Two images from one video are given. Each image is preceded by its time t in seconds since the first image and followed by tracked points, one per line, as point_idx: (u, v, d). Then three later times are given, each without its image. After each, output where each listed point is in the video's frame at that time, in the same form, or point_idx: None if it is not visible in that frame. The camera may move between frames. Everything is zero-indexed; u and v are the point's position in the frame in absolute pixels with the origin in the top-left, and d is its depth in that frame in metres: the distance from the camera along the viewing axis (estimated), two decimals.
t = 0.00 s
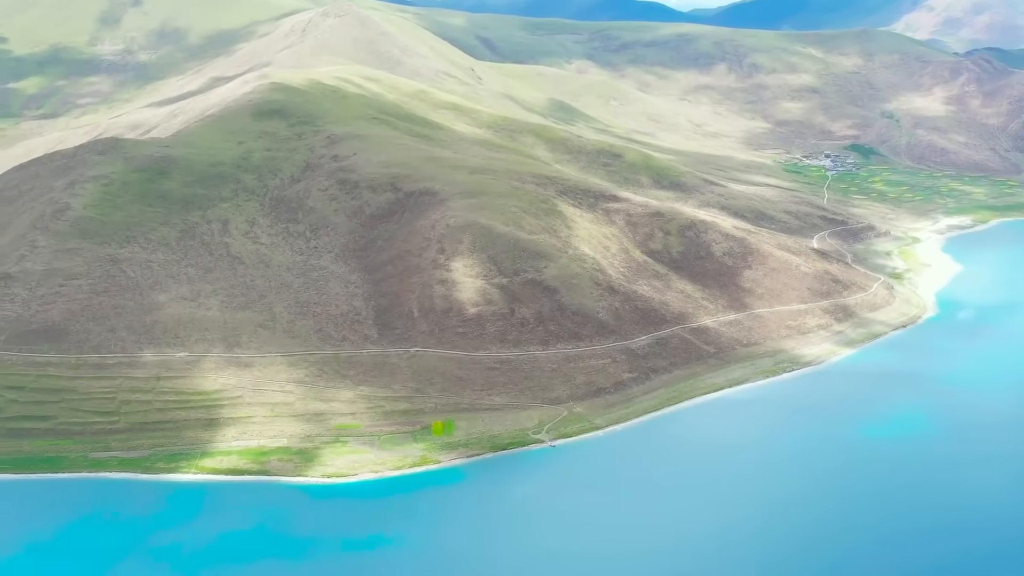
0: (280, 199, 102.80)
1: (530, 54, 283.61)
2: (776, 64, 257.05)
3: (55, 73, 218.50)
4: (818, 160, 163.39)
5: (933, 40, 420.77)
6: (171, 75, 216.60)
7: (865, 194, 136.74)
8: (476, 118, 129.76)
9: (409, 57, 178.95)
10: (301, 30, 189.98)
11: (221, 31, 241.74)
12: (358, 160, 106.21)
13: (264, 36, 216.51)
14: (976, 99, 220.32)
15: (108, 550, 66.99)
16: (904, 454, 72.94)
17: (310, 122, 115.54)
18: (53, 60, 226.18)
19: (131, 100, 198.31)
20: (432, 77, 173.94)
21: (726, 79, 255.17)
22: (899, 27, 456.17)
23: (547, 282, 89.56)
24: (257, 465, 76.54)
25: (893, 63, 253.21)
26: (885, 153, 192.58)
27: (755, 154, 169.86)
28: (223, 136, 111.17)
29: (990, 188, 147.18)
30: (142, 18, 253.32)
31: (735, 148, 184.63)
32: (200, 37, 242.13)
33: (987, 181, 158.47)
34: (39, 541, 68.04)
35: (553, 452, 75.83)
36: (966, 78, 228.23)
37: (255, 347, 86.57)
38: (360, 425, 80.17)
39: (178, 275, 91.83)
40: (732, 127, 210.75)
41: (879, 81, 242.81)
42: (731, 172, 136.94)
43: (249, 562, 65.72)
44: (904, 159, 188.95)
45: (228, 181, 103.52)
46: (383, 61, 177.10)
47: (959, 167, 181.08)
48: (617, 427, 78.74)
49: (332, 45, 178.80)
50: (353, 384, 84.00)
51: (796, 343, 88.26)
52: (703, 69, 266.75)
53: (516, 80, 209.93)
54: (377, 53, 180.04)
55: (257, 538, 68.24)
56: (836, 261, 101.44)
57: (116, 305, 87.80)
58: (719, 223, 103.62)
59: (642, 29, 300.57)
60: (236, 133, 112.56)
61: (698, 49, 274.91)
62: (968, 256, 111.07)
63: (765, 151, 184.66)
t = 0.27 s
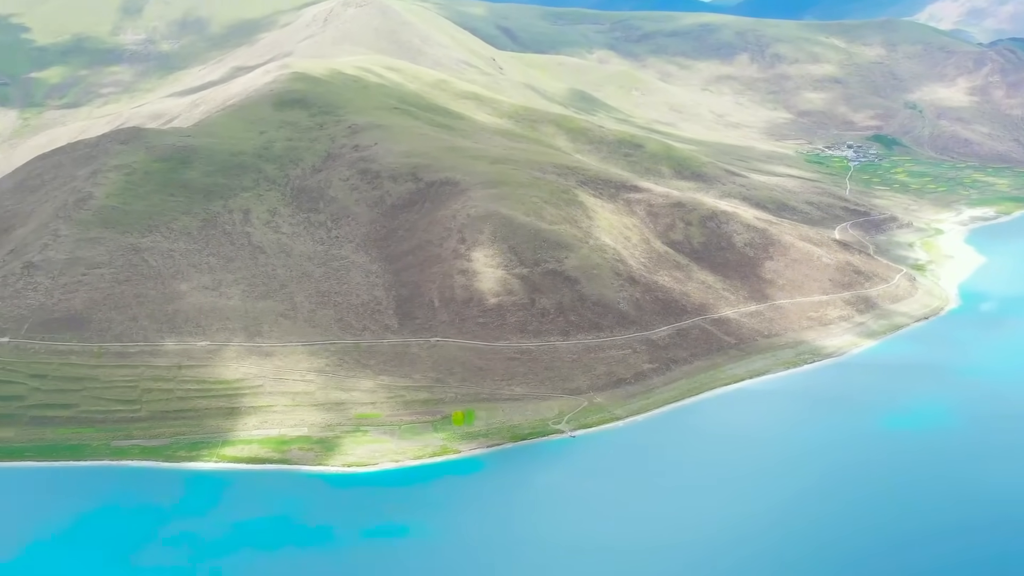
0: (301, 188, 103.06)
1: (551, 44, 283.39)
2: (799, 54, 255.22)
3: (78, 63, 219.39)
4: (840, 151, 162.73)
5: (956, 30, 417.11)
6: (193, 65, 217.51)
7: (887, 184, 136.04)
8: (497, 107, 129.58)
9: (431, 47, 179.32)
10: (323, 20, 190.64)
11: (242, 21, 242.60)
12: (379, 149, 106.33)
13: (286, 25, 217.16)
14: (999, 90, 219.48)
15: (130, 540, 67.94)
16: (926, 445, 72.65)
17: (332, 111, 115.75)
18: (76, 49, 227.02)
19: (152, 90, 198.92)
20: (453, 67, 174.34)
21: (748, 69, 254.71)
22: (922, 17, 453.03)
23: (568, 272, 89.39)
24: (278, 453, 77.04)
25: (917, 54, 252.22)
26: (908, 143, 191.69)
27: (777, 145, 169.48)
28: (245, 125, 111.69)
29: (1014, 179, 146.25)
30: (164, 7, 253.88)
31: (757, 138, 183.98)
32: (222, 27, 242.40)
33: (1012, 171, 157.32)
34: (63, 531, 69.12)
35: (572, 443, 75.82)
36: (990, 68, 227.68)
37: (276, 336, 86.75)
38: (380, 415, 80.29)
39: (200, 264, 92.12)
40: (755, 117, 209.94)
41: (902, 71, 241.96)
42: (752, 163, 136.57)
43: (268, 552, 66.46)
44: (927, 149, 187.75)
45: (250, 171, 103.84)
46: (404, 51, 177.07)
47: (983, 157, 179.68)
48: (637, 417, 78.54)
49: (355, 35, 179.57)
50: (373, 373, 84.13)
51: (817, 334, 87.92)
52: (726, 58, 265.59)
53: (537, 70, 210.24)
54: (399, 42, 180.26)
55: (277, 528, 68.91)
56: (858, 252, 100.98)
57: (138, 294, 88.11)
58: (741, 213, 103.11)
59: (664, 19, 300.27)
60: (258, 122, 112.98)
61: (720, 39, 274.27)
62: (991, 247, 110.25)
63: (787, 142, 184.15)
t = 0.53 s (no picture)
0: (323, 177, 103.40)
1: (573, 33, 282.78)
2: (822, 44, 253.06)
3: (100, 52, 220.17)
4: (863, 141, 161.93)
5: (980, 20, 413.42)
6: (214, 55, 218.11)
7: (910, 175, 135.26)
8: (518, 97, 129.30)
9: (453, 36, 179.65)
10: (344, 10, 191.04)
11: (264, 11, 243.06)
12: (400, 139, 106.50)
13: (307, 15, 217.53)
14: None
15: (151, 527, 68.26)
16: (949, 435, 72.32)
17: (353, 101, 116.17)
18: (99, 39, 227.80)
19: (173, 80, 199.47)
20: (474, 56, 174.61)
21: (770, 59, 253.61)
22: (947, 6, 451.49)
23: (589, 263, 89.30)
24: (299, 442, 77.32)
25: (940, 44, 250.70)
26: (931, 133, 190.65)
27: (799, 135, 169.06)
28: (266, 115, 111.97)
29: None
30: None
31: (779, 129, 183.20)
32: (243, 17, 243.05)
33: None
34: (86, 517, 69.48)
35: (592, 433, 75.72)
36: (1015, 59, 226.25)
37: (298, 326, 86.89)
38: (401, 404, 80.43)
39: (222, 253, 92.39)
40: (778, 108, 209.06)
41: (926, 61, 240.63)
42: (774, 153, 136.17)
43: (289, 539, 66.69)
44: (950, 140, 186.61)
45: (271, 160, 104.14)
46: (425, 40, 176.65)
47: (1007, 148, 178.40)
48: (658, 408, 78.41)
49: (376, 25, 179.99)
50: (394, 363, 84.24)
51: (839, 326, 87.58)
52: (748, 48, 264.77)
53: (559, 60, 210.20)
54: (421, 31, 180.34)
55: (297, 516, 69.20)
56: (880, 243, 100.55)
57: (160, 283, 88.39)
58: (762, 204, 102.78)
59: (687, 8, 299.45)
60: (280, 112, 113.25)
61: (742, 29, 272.98)
62: (1014, 238, 109.52)
63: (810, 132, 183.53)
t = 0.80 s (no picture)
0: (343, 166, 103.21)
1: (593, 23, 281.68)
2: (844, 34, 250.84)
3: (121, 41, 220.49)
4: (884, 130, 160.94)
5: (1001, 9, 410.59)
6: (234, 43, 218.10)
7: (932, 165, 134.37)
8: (538, 86, 129.03)
9: (473, 27, 180.00)
10: None
11: None
12: (420, 129, 106.18)
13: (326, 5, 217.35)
14: None
15: (172, 513, 68.88)
16: (972, 427, 72.04)
17: (373, 91, 115.86)
18: (120, 28, 228.04)
19: (194, 69, 199.75)
20: (494, 46, 174.87)
21: (791, 49, 251.98)
22: None
23: (608, 253, 89.25)
24: (319, 431, 77.63)
25: (962, 33, 249.15)
26: (953, 124, 189.83)
27: (820, 125, 168.39)
28: (286, 104, 112.06)
29: None
30: None
31: (799, 119, 182.25)
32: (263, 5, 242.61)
33: None
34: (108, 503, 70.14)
35: (611, 423, 75.80)
36: None
37: (317, 315, 87.04)
38: (420, 393, 80.54)
39: (242, 242, 92.67)
40: (799, 98, 207.88)
41: (948, 51, 239.16)
42: (795, 143, 135.50)
43: (309, 526, 67.23)
44: (972, 131, 186.30)
45: (292, 149, 104.27)
46: (446, 30, 177.87)
47: None
48: (676, 398, 78.40)
49: (396, 14, 179.89)
50: (413, 352, 84.32)
51: (859, 316, 87.26)
52: (769, 37, 263.18)
53: (579, 50, 209.50)
54: (440, 22, 180.98)
55: (316, 504, 69.75)
56: (902, 234, 100.05)
57: (181, 272, 88.82)
58: (783, 194, 102.30)
59: None
60: (300, 101, 113.35)
61: (763, 19, 271.31)
62: None
63: (831, 122, 182.63)
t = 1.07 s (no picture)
0: (362, 155, 103.49)
1: (612, 12, 280.58)
2: (865, 24, 248.78)
3: (140, 30, 220.83)
4: (905, 121, 159.91)
5: None
6: (253, 32, 218.18)
7: (953, 156, 133.56)
8: (557, 76, 128.79)
9: (492, 16, 179.94)
10: None
11: None
12: (440, 118, 105.92)
13: None
14: None
15: (191, 500, 69.23)
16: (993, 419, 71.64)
17: (392, 80, 115.87)
18: (140, 17, 228.30)
19: (213, 58, 199.27)
20: (514, 35, 174.87)
21: (811, 39, 250.25)
22: None
23: (627, 243, 88.96)
24: (337, 420, 77.88)
25: (985, 24, 247.14)
26: (974, 114, 188.86)
27: (840, 115, 167.62)
28: (305, 94, 112.15)
29: None
30: None
31: (819, 109, 181.31)
32: None
33: None
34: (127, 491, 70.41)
35: (629, 414, 75.72)
36: None
37: (336, 304, 87.17)
38: (438, 382, 80.69)
39: (262, 231, 92.91)
40: (819, 87, 206.40)
41: (970, 41, 237.30)
42: (814, 133, 134.96)
43: (327, 514, 67.70)
44: (994, 121, 185.78)
45: (311, 138, 104.40)
46: (465, 19, 177.96)
47: None
48: (695, 388, 78.32)
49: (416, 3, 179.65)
50: (432, 342, 84.38)
51: (879, 308, 86.91)
52: (789, 27, 261.44)
53: (597, 39, 208.82)
54: (460, 11, 180.85)
55: (334, 493, 70.02)
56: (922, 225, 99.54)
57: (200, 261, 89.13)
58: (802, 185, 101.77)
59: None
60: (319, 90, 113.46)
61: (784, 9, 269.59)
62: None
63: (851, 112, 181.61)
